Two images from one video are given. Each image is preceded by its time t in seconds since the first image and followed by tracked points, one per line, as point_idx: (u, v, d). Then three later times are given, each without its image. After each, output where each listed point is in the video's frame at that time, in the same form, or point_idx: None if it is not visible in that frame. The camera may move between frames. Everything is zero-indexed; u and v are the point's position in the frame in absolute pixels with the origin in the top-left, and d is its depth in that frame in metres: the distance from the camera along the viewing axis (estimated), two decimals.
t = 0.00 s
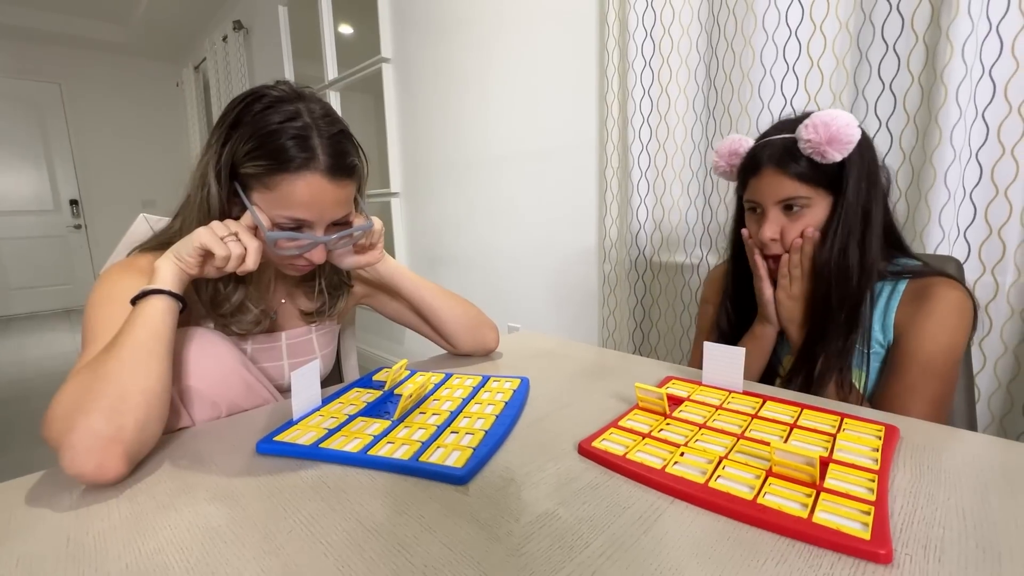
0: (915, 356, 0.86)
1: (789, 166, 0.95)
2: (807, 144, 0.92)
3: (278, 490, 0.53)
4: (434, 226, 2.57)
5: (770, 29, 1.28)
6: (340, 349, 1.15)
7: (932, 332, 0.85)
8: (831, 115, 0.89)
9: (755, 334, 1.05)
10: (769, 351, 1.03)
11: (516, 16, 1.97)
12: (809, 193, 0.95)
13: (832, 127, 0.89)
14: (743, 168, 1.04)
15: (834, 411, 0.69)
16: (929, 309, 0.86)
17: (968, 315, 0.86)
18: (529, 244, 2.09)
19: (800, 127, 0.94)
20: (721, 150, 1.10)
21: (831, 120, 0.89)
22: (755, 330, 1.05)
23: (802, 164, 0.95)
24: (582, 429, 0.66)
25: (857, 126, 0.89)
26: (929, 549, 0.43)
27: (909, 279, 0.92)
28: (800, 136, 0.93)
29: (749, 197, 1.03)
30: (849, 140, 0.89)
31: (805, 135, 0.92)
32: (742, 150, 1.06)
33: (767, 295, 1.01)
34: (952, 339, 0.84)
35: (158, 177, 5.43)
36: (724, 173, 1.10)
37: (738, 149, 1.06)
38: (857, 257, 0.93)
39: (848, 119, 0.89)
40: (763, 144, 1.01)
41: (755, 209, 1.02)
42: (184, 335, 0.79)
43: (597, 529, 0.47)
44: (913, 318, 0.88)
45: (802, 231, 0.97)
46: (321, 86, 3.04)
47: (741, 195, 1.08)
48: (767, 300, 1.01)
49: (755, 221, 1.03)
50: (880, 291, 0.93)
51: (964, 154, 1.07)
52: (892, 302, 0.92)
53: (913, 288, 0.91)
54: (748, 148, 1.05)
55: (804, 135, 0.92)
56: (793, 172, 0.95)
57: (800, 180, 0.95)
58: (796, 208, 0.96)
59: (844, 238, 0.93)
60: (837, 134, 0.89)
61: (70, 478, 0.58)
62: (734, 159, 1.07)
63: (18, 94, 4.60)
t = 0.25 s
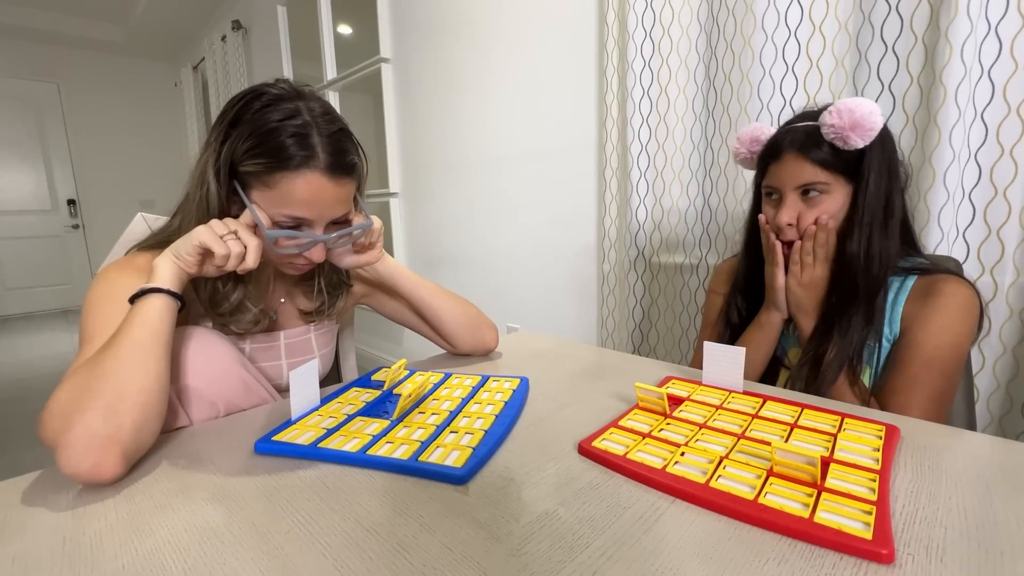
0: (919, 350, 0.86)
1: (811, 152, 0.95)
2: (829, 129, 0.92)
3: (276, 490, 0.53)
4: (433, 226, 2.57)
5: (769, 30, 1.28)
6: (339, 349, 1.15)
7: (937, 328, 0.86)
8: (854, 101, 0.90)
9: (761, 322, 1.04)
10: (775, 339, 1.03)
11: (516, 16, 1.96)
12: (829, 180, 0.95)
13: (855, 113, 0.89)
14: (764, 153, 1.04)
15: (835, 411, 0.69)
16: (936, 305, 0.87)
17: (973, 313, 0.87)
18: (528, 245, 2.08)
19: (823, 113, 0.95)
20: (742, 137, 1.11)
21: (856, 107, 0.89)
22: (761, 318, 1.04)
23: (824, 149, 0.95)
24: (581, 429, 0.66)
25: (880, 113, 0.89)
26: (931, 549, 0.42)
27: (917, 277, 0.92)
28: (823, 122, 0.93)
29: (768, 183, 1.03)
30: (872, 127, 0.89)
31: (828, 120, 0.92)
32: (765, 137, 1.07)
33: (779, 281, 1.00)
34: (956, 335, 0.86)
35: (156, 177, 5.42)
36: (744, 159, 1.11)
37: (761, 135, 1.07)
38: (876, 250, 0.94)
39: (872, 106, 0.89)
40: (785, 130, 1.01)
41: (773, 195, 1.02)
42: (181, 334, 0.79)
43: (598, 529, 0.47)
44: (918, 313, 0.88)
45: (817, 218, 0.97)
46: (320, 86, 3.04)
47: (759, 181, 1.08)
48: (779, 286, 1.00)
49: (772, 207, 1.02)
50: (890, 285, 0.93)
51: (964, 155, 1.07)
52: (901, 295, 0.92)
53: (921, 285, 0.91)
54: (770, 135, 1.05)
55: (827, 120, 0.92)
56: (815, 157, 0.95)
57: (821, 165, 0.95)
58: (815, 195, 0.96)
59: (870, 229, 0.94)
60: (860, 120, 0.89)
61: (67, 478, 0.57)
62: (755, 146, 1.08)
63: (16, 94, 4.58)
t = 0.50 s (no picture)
0: (920, 347, 0.86)
1: (819, 146, 0.95)
2: (837, 123, 0.92)
3: (275, 489, 0.53)
4: (432, 226, 2.56)
5: (770, 30, 1.28)
6: (338, 348, 1.15)
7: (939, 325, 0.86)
8: (863, 95, 0.90)
9: (765, 314, 1.04)
10: (780, 331, 1.03)
11: (516, 16, 1.96)
12: (835, 173, 0.95)
13: (863, 106, 0.89)
14: (773, 146, 1.04)
15: (836, 411, 0.68)
16: (938, 302, 0.87)
17: (974, 312, 0.86)
18: (528, 244, 2.08)
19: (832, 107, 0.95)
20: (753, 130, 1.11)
21: (864, 100, 0.89)
22: (765, 310, 1.04)
23: (832, 143, 0.94)
24: (582, 429, 0.66)
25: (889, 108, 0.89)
26: (933, 548, 0.42)
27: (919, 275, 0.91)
28: (832, 115, 0.93)
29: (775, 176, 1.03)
30: (880, 121, 0.89)
31: (836, 113, 0.92)
32: (775, 131, 1.07)
33: (783, 274, 1.00)
34: (957, 334, 0.86)
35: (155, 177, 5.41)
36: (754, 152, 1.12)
37: (771, 130, 1.08)
38: (884, 246, 0.93)
39: (880, 101, 0.88)
40: (795, 124, 1.01)
41: (780, 188, 1.02)
42: (180, 332, 0.78)
43: (599, 528, 0.46)
44: (920, 309, 0.88)
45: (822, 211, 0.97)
46: (319, 85, 3.03)
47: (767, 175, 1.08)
48: (782, 279, 1.01)
49: (779, 200, 1.03)
50: (894, 282, 0.92)
51: (964, 155, 1.07)
52: (902, 292, 0.91)
53: (921, 284, 0.90)
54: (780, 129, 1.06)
55: (835, 114, 0.92)
56: (822, 151, 0.95)
57: (828, 159, 0.94)
58: (821, 188, 0.96)
59: (877, 226, 0.94)
60: (867, 113, 0.89)
61: (64, 476, 0.57)
62: (765, 139, 1.09)
63: (14, 93, 4.57)
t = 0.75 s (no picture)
0: (920, 348, 0.86)
1: (824, 147, 0.95)
2: (843, 125, 0.92)
3: (275, 490, 0.53)
4: (432, 227, 2.57)
5: (769, 33, 1.29)
6: (338, 349, 1.15)
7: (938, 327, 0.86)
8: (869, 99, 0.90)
9: (767, 315, 1.04)
10: (781, 331, 1.03)
11: (516, 17, 1.97)
12: (841, 175, 0.95)
13: (870, 110, 0.89)
14: (776, 148, 1.04)
15: (835, 413, 0.69)
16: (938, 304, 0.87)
17: (974, 313, 0.87)
18: (528, 246, 2.08)
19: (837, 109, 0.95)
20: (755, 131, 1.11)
21: (870, 104, 0.90)
22: (767, 310, 1.04)
23: (837, 144, 0.95)
24: (581, 431, 0.66)
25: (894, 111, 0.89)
26: (931, 551, 0.42)
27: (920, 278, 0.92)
28: (837, 118, 0.93)
29: (779, 178, 1.03)
30: (886, 124, 0.89)
31: (842, 115, 0.92)
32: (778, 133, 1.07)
33: (786, 274, 1.00)
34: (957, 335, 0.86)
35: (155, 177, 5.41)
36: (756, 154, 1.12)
37: (775, 131, 1.08)
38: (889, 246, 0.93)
39: (887, 105, 0.89)
40: (800, 125, 1.00)
41: (784, 189, 1.02)
42: (180, 334, 0.78)
43: (598, 530, 0.47)
44: (920, 311, 0.89)
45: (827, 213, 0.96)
46: (320, 86, 3.04)
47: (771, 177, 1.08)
48: (786, 280, 1.00)
49: (784, 202, 1.02)
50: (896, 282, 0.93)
51: (963, 158, 1.08)
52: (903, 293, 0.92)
53: (922, 285, 0.91)
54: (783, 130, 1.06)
55: (841, 116, 0.92)
56: (828, 152, 0.95)
57: (834, 161, 0.94)
58: (827, 190, 0.95)
59: (881, 227, 0.94)
60: (874, 117, 0.89)
61: (65, 477, 0.57)
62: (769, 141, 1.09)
63: (15, 93, 4.58)
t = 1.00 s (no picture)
0: (919, 352, 0.86)
1: (827, 150, 0.95)
2: (847, 128, 0.92)
3: (277, 490, 0.53)
4: (433, 227, 2.57)
5: (770, 34, 1.29)
6: (338, 349, 1.15)
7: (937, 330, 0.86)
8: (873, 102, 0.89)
9: (767, 317, 1.04)
10: (781, 332, 1.03)
11: (517, 18, 1.97)
12: (843, 178, 0.95)
13: (875, 113, 0.89)
14: (777, 151, 1.04)
15: (836, 415, 0.69)
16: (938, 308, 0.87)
17: (972, 316, 0.87)
18: (528, 246, 2.08)
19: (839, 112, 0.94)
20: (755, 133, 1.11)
21: (875, 106, 0.89)
22: (767, 313, 1.04)
23: (840, 147, 0.95)
24: (582, 431, 0.66)
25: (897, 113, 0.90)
26: (933, 552, 0.42)
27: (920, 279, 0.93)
28: (840, 121, 0.93)
29: (780, 181, 1.03)
30: (889, 127, 0.90)
31: (845, 118, 0.92)
32: (779, 134, 1.07)
33: (788, 277, 1.00)
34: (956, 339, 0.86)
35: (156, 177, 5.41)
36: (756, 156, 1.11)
37: (776, 133, 1.07)
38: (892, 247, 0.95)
39: (890, 107, 0.89)
40: (800, 126, 1.00)
41: (785, 192, 1.02)
42: (183, 334, 0.78)
43: (600, 531, 0.47)
44: (919, 314, 0.89)
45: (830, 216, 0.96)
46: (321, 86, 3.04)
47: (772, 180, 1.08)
48: (788, 283, 1.00)
49: (785, 205, 1.02)
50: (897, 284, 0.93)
51: (964, 159, 1.08)
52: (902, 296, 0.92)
53: (921, 288, 0.91)
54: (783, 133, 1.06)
55: (845, 119, 0.92)
56: (830, 155, 0.95)
57: (836, 163, 0.95)
58: (829, 193, 0.96)
59: (885, 229, 0.95)
60: (878, 120, 0.89)
61: (66, 477, 0.57)
62: (770, 143, 1.08)
63: (16, 92, 4.58)
